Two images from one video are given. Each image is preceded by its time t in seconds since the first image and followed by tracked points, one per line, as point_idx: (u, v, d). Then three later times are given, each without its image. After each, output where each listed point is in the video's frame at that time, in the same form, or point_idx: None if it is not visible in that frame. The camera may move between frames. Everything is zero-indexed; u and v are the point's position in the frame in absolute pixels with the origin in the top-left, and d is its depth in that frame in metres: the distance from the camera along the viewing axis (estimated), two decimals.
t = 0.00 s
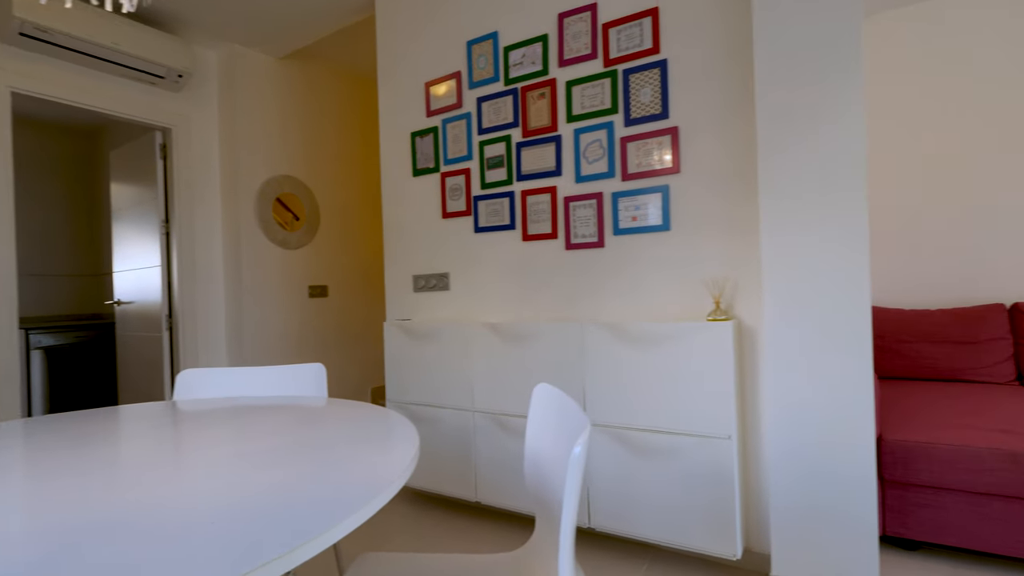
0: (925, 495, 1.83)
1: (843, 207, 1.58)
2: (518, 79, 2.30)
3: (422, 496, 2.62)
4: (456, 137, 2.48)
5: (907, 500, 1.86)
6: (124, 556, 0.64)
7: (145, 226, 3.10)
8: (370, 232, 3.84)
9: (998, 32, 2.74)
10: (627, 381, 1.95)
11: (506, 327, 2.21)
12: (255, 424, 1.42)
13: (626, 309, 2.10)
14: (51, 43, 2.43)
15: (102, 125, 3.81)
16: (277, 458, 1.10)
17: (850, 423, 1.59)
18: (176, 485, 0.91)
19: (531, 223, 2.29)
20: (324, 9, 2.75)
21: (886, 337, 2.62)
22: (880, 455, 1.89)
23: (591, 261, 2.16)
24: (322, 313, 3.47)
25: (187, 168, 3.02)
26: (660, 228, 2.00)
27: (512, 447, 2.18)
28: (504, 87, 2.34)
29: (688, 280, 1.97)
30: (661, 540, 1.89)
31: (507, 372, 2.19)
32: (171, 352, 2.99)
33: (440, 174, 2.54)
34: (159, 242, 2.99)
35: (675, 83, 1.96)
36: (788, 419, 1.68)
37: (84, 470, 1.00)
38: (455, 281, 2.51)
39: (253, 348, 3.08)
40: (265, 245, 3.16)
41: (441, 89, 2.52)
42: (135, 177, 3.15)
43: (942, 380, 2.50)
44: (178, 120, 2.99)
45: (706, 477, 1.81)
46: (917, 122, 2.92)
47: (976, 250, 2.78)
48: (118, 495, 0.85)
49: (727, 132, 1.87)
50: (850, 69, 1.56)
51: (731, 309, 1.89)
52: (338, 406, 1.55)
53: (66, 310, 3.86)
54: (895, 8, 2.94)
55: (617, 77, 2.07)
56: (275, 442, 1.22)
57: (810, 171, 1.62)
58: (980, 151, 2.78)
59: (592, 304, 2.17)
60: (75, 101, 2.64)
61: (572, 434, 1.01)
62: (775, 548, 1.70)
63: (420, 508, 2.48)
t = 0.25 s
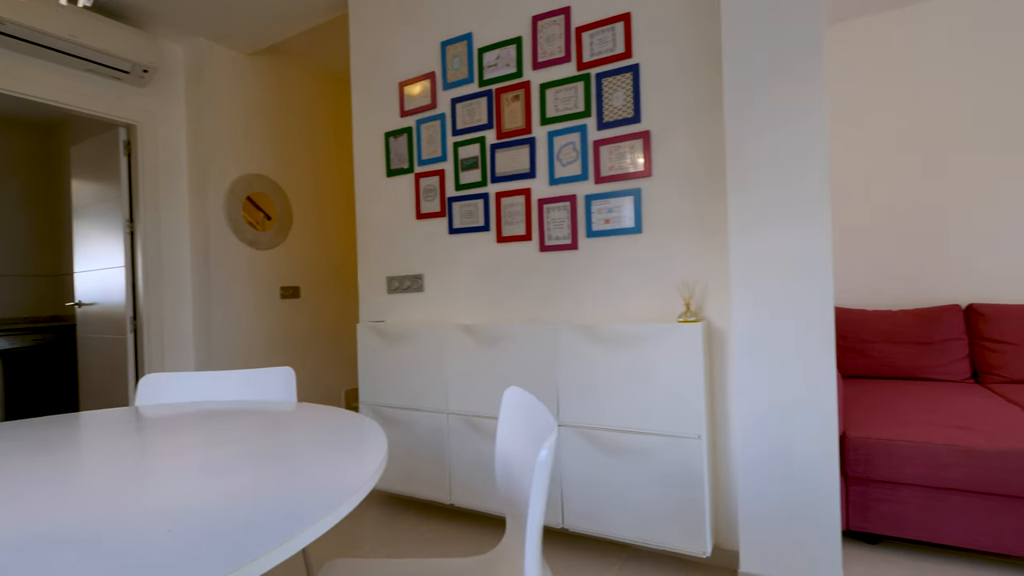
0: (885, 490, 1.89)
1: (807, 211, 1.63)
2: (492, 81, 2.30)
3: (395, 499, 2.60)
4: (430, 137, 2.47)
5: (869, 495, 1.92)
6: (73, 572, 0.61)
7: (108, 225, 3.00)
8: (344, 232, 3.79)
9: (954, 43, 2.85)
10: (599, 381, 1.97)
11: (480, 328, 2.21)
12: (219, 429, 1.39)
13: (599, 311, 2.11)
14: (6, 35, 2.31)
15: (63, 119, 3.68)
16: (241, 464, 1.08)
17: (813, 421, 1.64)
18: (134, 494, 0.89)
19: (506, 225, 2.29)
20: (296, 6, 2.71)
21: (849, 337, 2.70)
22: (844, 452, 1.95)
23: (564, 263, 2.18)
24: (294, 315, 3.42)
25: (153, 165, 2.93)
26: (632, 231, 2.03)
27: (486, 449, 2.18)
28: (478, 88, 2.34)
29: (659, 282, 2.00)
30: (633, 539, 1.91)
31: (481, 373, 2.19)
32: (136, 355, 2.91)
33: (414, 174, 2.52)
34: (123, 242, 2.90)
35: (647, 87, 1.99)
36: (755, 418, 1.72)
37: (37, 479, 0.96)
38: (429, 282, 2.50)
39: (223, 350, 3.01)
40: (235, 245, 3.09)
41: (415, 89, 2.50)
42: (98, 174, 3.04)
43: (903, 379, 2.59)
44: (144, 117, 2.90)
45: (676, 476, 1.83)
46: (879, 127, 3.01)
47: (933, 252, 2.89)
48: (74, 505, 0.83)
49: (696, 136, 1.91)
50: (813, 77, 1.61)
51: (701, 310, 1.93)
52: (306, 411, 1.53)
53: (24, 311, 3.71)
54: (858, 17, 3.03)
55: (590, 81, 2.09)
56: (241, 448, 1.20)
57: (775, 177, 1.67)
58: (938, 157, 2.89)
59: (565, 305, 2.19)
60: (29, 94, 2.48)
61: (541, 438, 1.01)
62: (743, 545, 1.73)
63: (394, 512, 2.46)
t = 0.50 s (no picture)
0: (851, 486, 1.94)
1: (776, 215, 1.67)
2: (468, 82, 2.30)
3: (371, 502, 2.57)
4: (406, 137, 2.46)
5: (835, 491, 1.96)
6: None
7: (72, 223, 2.91)
8: (318, 232, 3.74)
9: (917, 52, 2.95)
10: (575, 382, 1.98)
11: (456, 329, 2.20)
12: (186, 433, 1.36)
13: (575, 312, 2.13)
14: None
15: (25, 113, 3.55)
16: (206, 470, 1.05)
17: (782, 419, 1.68)
18: (92, 501, 0.86)
19: (482, 226, 2.29)
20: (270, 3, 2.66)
21: (818, 337, 2.78)
22: (812, 449, 1.99)
23: (540, 264, 2.19)
24: (267, 316, 3.35)
25: (119, 162, 2.85)
26: (607, 233, 2.05)
27: (462, 450, 2.17)
28: (454, 89, 2.34)
29: (634, 283, 2.02)
30: (607, 538, 1.92)
31: (458, 375, 2.19)
32: (101, 357, 2.81)
33: (389, 174, 2.51)
34: (88, 241, 2.81)
35: (621, 91, 2.01)
36: (726, 417, 1.75)
37: None
38: (405, 283, 2.49)
39: (193, 352, 2.93)
40: (206, 245, 3.02)
41: (391, 88, 2.48)
42: (61, 170, 2.94)
43: (868, 377, 2.67)
44: (110, 112, 2.81)
45: (650, 475, 1.85)
46: (847, 133, 3.10)
47: (897, 254, 2.98)
48: (26, 514, 0.80)
49: (670, 140, 1.94)
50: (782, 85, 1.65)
51: (674, 311, 1.96)
52: (277, 414, 1.51)
53: None
54: (826, 25, 3.12)
55: (566, 83, 2.10)
56: (208, 453, 1.18)
57: (745, 181, 1.71)
58: (902, 163, 2.99)
59: (541, 306, 2.19)
60: None
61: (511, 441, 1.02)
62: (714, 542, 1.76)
63: (370, 514, 2.43)
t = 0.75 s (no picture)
0: (821, 483, 1.98)
1: (747, 218, 1.70)
2: (446, 82, 2.30)
3: (347, 504, 2.54)
4: (383, 137, 2.44)
5: (806, 488, 2.00)
6: None
7: (35, 221, 2.81)
8: (293, 232, 3.68)
9: (884, 60, 3.03)
10: (551, 382, 1.99)
11: (433, 330, 2.19)
12: (152, 437, 1.33)
13: (551, 313, 2.14)
14: None
15: None
16: (171, 475, 1.03)
17: (753, 417, 1.71)
18: (48, 509, 0.83)
19: (459, 226, 2.28)
20: None
21: (790, 337, 2.83)
22: (782, 447, 2.03)
23: (517, 265, 2.19)
24: (241, 316, 3.29)
25: (85, 159, 2.76)
26: (583, 234, 2.06)
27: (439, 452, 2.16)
28: (432, 89, 2.33)
29: (610, 284, 2.04)
30: (583, 537, 1.94)
31: (434, 375, 2.18)
32: (65, 360, 2.72)
33: (366, 174, 2.49)
34: (51, 240, 2.71)
35: (598, 93, 2.03)
36: (699, 416, 1.78)
37: None
38: (382, 284, 2.47)
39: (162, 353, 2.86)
40: (177, 244, 2.95)
41: (368, 87, 2.46)
42: (23, 166, 2.84)
43: (837, 376, 2.74)
44: (75, 107, 2.72)
45: (626, 474, 1.87)
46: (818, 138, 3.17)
47: (866, 256, 3.06)
48: None
49: (645, 143, 1.96)
50: (753, 90, 1.68)
51: (649, 312, 1.98)
52: (248, 417, 1.48)
53: None
54: (799, 32, 3.19)
55: (543, 85, 2.11)
56: (174, 458, 1.15)
57: (717, 184, 1.74)
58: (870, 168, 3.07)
59: (518, 307, 2.20)
60: None
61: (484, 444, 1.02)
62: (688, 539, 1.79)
63: (345, 518, 2.40)
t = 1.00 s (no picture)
0: (792, 479, 2.02)
1: (719, 220, 1.73)
2: (423, 82, 2.29)
3: (323, 508, 2.51)
4: (360, 136, 2.42)
5: (778, 485, 2.04)
6: None
7: None
8: (267, 232, 3.62)
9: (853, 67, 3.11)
10: (528, 384, 1.99)
11: (409, 331, 2.18)
12: (116, 442, 1.29)
13: (528, 314, 2.14)
14: None
15: None
16: (134, 481, 1.00)
17: (725, 417, 1.74)
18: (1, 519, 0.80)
19: (436, 227, 2.27)
20: None
21: (762, 337, 2.89)
22: (754, 445, 2.06)
23: (494, 266, 2.19)
24: (213, 318, 3.22)
25: (49, 156, 2.67)
26: (560, 235, 2.07)
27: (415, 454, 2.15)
28: (409, 89, 2.32)
29: (587, 285, 2.05)
30: (559, 537, 1.94)
31: (411, 377, 2.17)
32: (26, 363, 2.63)
33: (342, 173, 2.46)
34: (12, 239, 2.61)
35: (574, 96, 2.04)
36: (673, 416, 1.80)
37: None
38: (358, 285, 2.44)
39: (130, 356, 2.78)
40: (146, 244, 2.87)
41: (343, 85, 2.44)
42: None
43: (807, 375, 2.81)
44: (38, 101, 2.63)
45: (601, 475, 1.89)
46: (789, 142, 3.24)
47: (836, 258, 3.14)
48: None
49: (621, 146, 1.98)
50: (724, 95, 1.71)
51: (625, 313, 2.00)
52: (217, 421, 1.46)
53: None
54: (771, 38, 3.25)
55: (520, 87, 2.12)
56: (140, 463, 1.12)
57: (690, 186, 1.77)
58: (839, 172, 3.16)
59: (496, 308, 2.20)
60: None
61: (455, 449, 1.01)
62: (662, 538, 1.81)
63: (320, 522, 2.37)
